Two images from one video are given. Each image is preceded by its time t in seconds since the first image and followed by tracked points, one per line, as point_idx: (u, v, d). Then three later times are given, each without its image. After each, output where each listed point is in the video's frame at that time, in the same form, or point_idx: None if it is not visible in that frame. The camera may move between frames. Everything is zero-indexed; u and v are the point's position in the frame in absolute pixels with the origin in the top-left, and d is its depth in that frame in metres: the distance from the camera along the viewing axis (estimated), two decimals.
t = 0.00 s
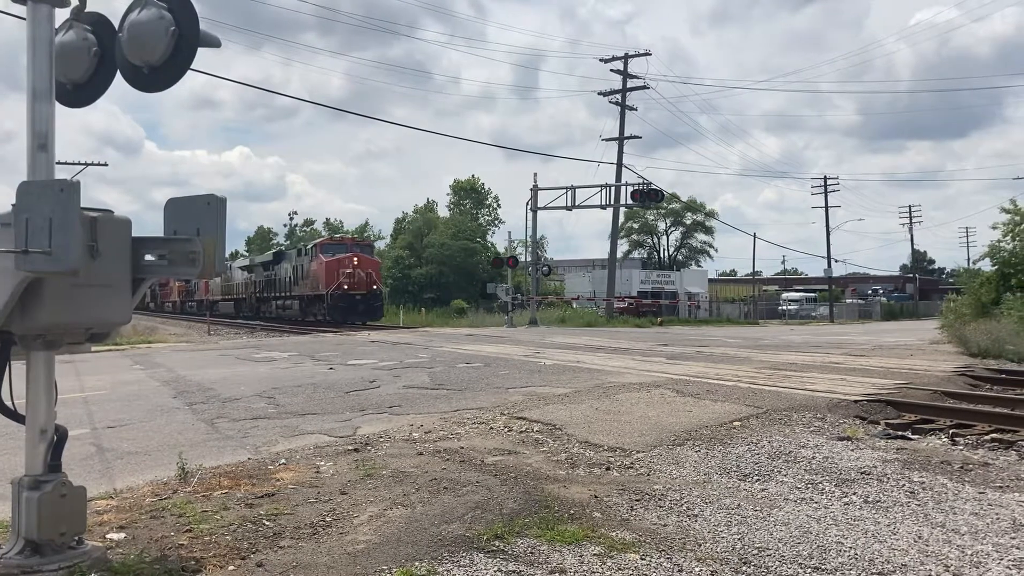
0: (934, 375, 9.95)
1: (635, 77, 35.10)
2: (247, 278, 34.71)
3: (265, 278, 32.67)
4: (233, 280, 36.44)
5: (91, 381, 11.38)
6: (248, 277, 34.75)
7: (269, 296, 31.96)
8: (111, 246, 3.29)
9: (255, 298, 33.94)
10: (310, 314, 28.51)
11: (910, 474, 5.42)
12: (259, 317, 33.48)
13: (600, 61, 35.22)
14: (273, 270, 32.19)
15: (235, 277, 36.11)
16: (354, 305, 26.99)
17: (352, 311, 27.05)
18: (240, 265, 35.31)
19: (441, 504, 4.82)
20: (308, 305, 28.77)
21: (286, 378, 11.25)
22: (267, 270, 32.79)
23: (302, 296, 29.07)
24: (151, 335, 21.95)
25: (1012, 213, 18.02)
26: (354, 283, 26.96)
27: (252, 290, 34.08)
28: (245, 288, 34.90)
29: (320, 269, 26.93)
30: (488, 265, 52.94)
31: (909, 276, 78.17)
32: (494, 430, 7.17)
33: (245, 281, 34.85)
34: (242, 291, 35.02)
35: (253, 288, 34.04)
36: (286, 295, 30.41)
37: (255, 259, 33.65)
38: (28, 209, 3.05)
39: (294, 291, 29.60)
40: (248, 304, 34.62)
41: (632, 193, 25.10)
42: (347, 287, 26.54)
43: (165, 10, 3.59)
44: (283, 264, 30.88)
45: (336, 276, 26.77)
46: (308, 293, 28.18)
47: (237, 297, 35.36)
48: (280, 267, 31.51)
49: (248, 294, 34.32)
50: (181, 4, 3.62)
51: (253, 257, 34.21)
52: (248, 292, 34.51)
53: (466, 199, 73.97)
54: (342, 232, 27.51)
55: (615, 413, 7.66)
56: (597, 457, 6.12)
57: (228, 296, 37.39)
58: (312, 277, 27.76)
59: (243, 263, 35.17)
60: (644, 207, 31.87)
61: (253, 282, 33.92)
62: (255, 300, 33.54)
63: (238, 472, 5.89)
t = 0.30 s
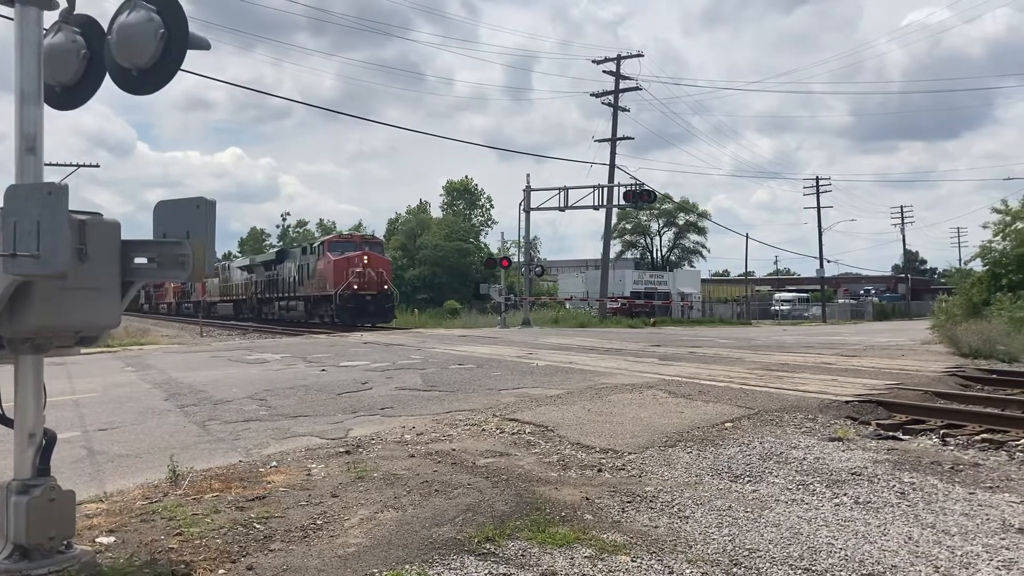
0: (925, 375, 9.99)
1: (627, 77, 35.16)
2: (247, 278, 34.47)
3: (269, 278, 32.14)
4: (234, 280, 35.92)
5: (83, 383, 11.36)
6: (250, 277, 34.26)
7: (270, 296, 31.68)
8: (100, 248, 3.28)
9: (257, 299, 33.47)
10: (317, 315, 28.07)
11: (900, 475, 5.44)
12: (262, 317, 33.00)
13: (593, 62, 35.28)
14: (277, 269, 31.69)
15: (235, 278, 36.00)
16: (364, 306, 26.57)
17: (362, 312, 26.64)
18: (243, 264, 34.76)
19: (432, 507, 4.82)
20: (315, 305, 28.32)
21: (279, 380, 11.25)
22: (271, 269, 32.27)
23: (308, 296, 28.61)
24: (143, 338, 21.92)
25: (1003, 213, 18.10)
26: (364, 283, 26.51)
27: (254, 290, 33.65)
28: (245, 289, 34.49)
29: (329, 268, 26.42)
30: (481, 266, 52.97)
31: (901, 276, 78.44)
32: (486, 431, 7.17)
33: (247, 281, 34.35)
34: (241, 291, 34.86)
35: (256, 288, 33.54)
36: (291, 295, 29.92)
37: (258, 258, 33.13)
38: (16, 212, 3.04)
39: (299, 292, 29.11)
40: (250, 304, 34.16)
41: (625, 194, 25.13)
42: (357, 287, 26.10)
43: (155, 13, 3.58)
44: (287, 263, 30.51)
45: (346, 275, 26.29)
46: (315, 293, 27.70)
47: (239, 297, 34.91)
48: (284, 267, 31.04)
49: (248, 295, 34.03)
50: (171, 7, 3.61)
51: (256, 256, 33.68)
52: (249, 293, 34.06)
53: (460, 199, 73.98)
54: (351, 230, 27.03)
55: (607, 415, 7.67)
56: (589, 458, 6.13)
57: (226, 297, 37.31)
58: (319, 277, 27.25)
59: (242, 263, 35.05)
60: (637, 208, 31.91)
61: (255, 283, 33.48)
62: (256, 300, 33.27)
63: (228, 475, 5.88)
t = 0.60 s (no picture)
0: (919, 377, 9.99)
1: (622, 79, 35.16)
2: (251, 280, 33.98)
3: (277, 279, 31.26)
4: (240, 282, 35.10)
5: (76, 386, 11.31)
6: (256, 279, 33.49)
7: (277, 299, 31.13)
8: (93, 251, 3.26)
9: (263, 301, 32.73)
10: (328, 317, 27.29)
11: (896, 476, 5.44)
12: (270, 319, 32.21)
13: (589, 64, 35.28)
14: (285, 271, 30.87)
15: (236, 279, 35.80)
16: (378, 308, 25.78)
17: (375, 314, 25.86)
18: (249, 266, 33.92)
19: (427, 510, 4.81)
20: (325, 307, 27.49)
21: (274, 383, 11.21)
22: (279, 270, 31.40)
23: (318, 297, 27.81)
24: (137, 341, 21.84)
25: (998, 215, 18.14)
26: (377, 284, 25.71)
27: (259, 291, 32.98)
28: (250, 291, 33.78)
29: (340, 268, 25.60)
30: (476, 268, 52.91)
31: (896, 278, 78.55)
32: (481, 434, 7.15)
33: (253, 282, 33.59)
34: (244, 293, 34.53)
35: (263, 289, 32.69)
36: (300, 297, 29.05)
37: (264, 259, 32.29)
38: (8, 215, 3.02)
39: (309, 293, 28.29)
40: (256, 306, 33.40)
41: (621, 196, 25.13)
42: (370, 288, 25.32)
43: (147, 15, 3.55)
44: (295, 265, 29.83)
45: (358, 276, 25.47)
46: (325, 294, 26.91)
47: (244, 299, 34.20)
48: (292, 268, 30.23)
49: (251, 297, 33.54)
50: (164, 9, 3.60)
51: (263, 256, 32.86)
52: (255, 295, 33.31)
53: (456, 202, 73.94)
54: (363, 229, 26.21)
55: (602, 417, 7.66)
56: (584, 461, 6.12)
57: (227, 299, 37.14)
58: (330, 278, 26.43)
59: (244, 265, 34.83)
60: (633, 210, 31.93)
61: (262, 284, 32.76)
62: (259, 302, 32.86)
63: (222, 479, 5.86)
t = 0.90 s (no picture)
0: (917, 380, 10.00)
1: (619, 84, 35.22)
2: (258, 282, 33.54)
3: (289, 283, 30.44)
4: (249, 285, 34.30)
5: (73, 391, 11.29)
6: (267, 281, 32.79)
7: (285, 302, 30.63)
8: (88, 256, 3.24)
9: (273, 305, 32.01)
10: (343, 322, 26.52)
11: (894, 480, 5.43)
12: (281, 323, 31.40)
13: (585, 68, 35.38)
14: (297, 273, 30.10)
15: (241, 282, 35.62)
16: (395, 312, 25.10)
17: (393, 319, 25.16)
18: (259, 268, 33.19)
19: (424, 514, 4.79)
20: (340, 311, 26.72)
21: (271, 388, 11.19)
22: (292, 272, 30.57)
23: (331, 301, 27.07)
24: (134, 346, 21.80)
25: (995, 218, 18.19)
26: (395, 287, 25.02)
27: (269, 295, 32.37)
28: (259, 295, 33.12)
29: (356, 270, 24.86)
30: (473, 272, 52.91)
31: (893, 282, 78.68)
32: (479, 439, 7.14)
33: (263, 285, 32.92)
34: (249, 297, 34.22)
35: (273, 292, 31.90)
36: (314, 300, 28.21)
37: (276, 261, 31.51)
38: (2, 220, 3.01)
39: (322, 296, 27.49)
40: (266, 310, 32.69)
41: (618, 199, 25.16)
42: (388, 291, 24.64)
43: (142, 18, 3.53)
44: (305, 267, 29.31)
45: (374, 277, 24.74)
46: (339, 297, 26.18)
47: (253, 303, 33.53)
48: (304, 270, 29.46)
49: (257, 302, 33.15)
50: (160, 12, 3.59)
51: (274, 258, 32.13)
52: (264, 299, 32.61)
53: (453, 206, 73.94)
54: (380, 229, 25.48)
55: (600, 421, 7.65)
56: (582, 465, 6.11)
57: (231, 303, 36.99)
58: (346, 280, 25.68)
59: (248, 268, 34.71)
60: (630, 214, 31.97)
61: (273, 288, 32.07)
62: (265, 305, 32.53)
63: (218, 484, 5.84)
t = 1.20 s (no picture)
0: (913, 384, 10.00)
1: (616, 88, 35.25)
2: (265, 286, 32.74)
3: (301, 286, 29.43)
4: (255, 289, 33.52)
5: (68, 397, 11.24)
6: (276, 285, 31.95)
7: (295, 307, 29.83)
8: (83, 260, 3.23)
9: (281, 309, 31.17)
10: (360, 327, 25.48)
11: (890, 484, 5.42)
12: (292, 328, 30.47)
13: (582, 73, 35.43)
14: (309, 277, 29.14)
15: (246, 286, 34.93)
16: (416, 316, 24.09)
17: (414, 324, 24.14)
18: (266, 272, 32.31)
19: (420, 520, 4.78)
20: (357, 315, 25.64)
21: (267, 393, 11.16)
22: (304, 275, 29.57)
23: (346, 305, 26.08)
24: (130, 351, 21.74)
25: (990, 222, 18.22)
26: (415, 290, 23.98)
27: (278, 299, 31.51)
28: (266, 299, 32.30)
29: (373, 272, 23.83)
30: (470, 277, 52.85)
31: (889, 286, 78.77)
32: (475, 443, 7.12)
33: (271, 289, 32.08)
34: (255, 301, 33.50)
35: (284, 296, 30.92)
36: (328, 305, 27.16)
37: (287, 263, 30.56)
38: None
39: (337, 300, 26.43)
40: (274, 315, 31.82)
41: (614, 204, 25.16)
42: (408, 295, 23.63)
43: (137, 23, 3.51)
44: (316, 270, 28.49)
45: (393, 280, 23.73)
46: (355, 301, 25.17)
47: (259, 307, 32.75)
48: (317, 273, 28.45)
49: (263, 307, 32.37)
50: (155, 18, 3.59)
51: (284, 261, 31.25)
52: (272, 303, 31.79)
53: (450, 211, 73.90)
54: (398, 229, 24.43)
55: (596, 426, 7.64)
56: (578, 470, 6.10)
57: (235, 307, 36.35)
58: (362, 282, 24.65)
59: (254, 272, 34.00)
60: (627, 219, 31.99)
61: (282, 292, 31.22)
62: (272, 310, 31.82)
63: (214, 489, 5.82)
